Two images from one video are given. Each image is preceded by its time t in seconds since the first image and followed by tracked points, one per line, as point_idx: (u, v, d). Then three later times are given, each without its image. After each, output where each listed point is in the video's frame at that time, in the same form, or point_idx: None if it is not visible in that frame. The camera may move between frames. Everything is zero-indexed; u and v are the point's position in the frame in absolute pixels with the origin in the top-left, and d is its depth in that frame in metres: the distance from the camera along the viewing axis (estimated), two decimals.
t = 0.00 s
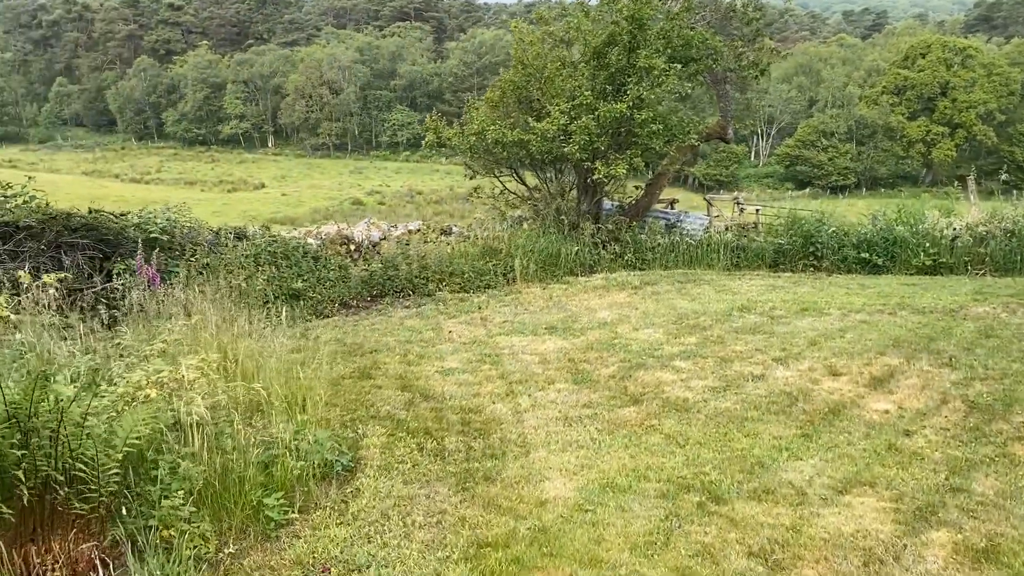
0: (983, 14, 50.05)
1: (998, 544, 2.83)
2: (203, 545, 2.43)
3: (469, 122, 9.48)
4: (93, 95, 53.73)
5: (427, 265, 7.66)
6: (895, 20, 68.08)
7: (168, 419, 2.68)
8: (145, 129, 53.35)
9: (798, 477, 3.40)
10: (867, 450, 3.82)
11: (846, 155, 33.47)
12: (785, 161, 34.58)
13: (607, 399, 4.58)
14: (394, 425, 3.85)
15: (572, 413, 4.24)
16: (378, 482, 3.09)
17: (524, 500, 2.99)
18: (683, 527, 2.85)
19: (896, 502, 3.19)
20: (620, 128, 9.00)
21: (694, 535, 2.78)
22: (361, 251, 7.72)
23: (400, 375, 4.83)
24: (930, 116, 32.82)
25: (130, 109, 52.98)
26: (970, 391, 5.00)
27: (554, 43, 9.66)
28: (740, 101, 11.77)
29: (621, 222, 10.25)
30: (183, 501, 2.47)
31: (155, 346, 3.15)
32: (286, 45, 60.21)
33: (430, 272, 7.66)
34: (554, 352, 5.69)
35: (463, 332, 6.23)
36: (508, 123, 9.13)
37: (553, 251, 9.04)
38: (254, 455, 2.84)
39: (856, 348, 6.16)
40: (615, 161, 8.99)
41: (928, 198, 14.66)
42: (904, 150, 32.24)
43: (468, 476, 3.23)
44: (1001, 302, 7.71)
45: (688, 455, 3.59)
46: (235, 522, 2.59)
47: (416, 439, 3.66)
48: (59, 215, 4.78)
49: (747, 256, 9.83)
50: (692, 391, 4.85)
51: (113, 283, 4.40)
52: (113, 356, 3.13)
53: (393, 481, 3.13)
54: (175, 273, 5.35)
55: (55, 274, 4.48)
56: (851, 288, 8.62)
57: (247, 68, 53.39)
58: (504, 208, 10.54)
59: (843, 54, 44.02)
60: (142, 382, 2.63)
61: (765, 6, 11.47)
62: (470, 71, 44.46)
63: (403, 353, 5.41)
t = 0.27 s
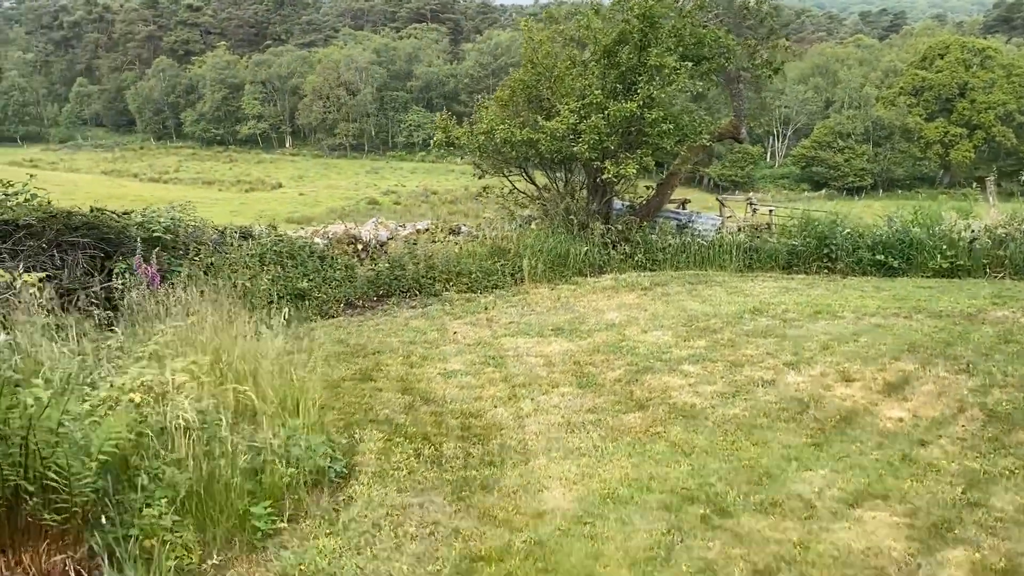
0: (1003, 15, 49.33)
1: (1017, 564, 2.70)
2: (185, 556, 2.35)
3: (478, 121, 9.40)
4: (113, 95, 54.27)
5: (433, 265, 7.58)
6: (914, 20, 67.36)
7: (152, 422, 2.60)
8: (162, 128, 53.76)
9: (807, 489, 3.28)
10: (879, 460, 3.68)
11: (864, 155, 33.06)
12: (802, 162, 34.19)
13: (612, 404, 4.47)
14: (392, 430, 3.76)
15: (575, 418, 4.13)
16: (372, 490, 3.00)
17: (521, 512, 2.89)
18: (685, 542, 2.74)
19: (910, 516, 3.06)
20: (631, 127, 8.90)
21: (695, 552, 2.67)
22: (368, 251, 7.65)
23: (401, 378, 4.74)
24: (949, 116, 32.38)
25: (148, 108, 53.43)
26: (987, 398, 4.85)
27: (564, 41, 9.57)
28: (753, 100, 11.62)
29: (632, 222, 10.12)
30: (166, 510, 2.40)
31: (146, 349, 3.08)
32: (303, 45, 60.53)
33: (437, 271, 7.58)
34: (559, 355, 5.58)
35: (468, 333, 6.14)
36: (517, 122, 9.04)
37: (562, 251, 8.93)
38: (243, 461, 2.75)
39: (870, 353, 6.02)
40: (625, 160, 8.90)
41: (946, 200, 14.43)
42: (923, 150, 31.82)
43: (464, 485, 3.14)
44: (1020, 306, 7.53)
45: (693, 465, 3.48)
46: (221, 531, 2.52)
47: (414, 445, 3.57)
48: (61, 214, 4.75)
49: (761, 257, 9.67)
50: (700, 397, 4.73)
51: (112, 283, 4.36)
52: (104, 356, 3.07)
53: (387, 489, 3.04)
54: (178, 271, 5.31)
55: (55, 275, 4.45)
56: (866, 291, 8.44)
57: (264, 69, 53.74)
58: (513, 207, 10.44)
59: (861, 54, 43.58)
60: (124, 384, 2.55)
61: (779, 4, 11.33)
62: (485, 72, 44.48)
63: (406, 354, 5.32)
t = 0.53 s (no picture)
0: None
1: None
2: None
3: (488, 122, 9.27)
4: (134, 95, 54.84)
5: (440, 269, 7.47)
6: (938, 20, 66.40)
7: (129, 436, 2.51)
8: (181, 128, 54.20)
9: (819, 513, 3.11)
10: (895, 482, 3.49)
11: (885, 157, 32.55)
12: (821, 163, 33.71)
13: (617, 418, 4.32)
14: (387, 443, 3.64)
15: (578, 432, 3.98)
16: (361, 509, 2.88)
17: (514, 537, 2.75)
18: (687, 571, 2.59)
19: (929, 547, 2.88)
20: (643, 128, 8.77)
21: None
22: (374, 254, 7.56)
23: (401, 387, 4.62)
24: (972, 118, 31.80)
25: (168, 108, 53.91)
26: (1011, 414, 4.64)
27: (576, 40, 9.42)
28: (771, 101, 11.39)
29: (645, 225, 9.95)
30: (139, 531, 2.29)
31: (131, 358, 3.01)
32: (321, 45, 60.76)
33: (444, 276, 7.47)
34: (565, 364, 5.44)
35: (473, 340, 6.01)
36: (528, 123, 8.90)
37: (572, 255, 8.78)
38: (226, 477, 2.65)
39: (889, 364, 5.81)
40: (637, 162, 8.76)
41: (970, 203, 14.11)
42: (945, 152, 31.25)
43: (458, 504, 3.00)
44: None
45: (700, 485, 3.32)
46: (199, 554, 2.41)
47: (408, 459, 3.44)
48: (58, 216, 4.69)
49: (777, 262, 9.46)
50: (709, 410, 4.56)
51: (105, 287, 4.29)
52: (87, 366, 3.00)
53: (377, 508, 2.91)
54: (177, 274, 5.27)
55: (49, 278, 4.39)
56: (885, 298, 8.20)
57: (282, 68, 54.01)
58: (523, 210, 10.31)
59: (882, 54, 42.94)
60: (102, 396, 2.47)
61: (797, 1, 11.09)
62: (502, 72, 44.38)
63: (407, 362, 5.20)
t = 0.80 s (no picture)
0: None
1: None
2: None
3: (496, 123, 9.17)
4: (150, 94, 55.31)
5: (446, 273, 7.42)
6: (957, 21, 65.66)
7: (111, 450, 2.43)
8: (196, 127, 54.56)
9: (827, 536, 2.98)
10: (909, 503, 3.35)
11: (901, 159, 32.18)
12: (837, 165, 33.35)
13: (621, 430, 4.20)
14: (383, 455, 3.55)
15: (580, 446, 3.87)
16: (349, 526, 2.78)
17: (508, 559, 2.64)
18: None
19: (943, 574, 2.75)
20: (653, 130, 8.65)
21: None
22: (379, 257, 7.50)
23: (401, 395, 4.53)
24: (992, 120, 31.35)
25: (183, 107, 54.29)
26: None
27: (586, 40, 9.32)
28: (785, 102, 11.22)
29: (655, 229, 9.82)
30: (116, 548, 2.21)
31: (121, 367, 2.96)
32: (335, 45, 60.95)
33: (449, 279, 7.41)
34: (570, 372, 5.33)
35: (477, 347, 5.92)
36: (536, 125, 8.81)
37: (580, 259, 8.68)
38: (210, 493, 2.56)
39: (905, 375, 5.66)
40: (647, 165, 8.64)
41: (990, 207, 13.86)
42: (963, 154, 30.85)
43: (453, 523, 2.90)
44: None
45: (704, 505, 3.19)
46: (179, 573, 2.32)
47: (402, 473, 3.34)
48: (56, 219, 4.68)
49: (789, 267, 9.30)
50: (716, 423, 4.44)
51: (101, 291, 4.24)
52: (76, 373, 2.95)
53: (368, 525, 2.81)
54: (177, 278, 5.26)
55: (46, 281, 4.37)
56: (900, 305, 8.03)
57: (296, 68, 54.22)
58: (532, 213, 10.22)
59: (900, 55, 42.46)
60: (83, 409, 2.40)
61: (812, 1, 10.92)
62: (515, 72, 44.32)
63: (409, 369, 5.12)
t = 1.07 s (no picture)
0: None
1: None
2: None
3: (506, 124, 9.08)
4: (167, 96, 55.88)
5: (453, 275, 7.35)
6: (976, 22, 64.94)
7: (91, 459, 2.35)
8: (212, 128, 54.99)
9: (840, 554, 2.84)
10: (928, 519, 3.20)
11: (918, 161, 31.79)
12: (854, 167, 32.98)
13: (628, 438, 4.08)
14: (380, 462, 3.46)
15: (584, 455, 3.75)
16: (341, 539, 2.68)
17: None
18: None
19: None
20: (665, 130, 8.52)
21: None
22: (386, 259, 7.44)
23: (403, 400, 4.44)
24: (1012, 122, 30.89)
25: (200, 109, 54.76)
26: None
27: (597, 39, 9.21)
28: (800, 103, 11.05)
29: (667, 231, 9.69)
30: (93, 563, 2.13)
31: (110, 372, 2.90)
32: (350, 46, 61.21)
33: (456, 281, 7.35)
34: (577, 378, 5.22)
35: (483, 351, 5.82)
36: (546, 125, 8.71)
37: (590, 261, 8.56)
38: (196, 504, 2.48)
39: (923, 382, 5.49)
40: (659, 166, 8.51)
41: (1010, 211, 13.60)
42: (982, 157, 30.40)
43: (448, 537, 2.79)
44: None
45: (712, 519, 3.07)
46: None
47: (399, 483, 3.25)
48: (55, 218, 4.61)
49: (804, 271, 9.12)
50: (726, 431, 4.31)
51: (99, 292, 4.19)
52: (65, 377, 2.90)
53: (361, 538, 2.71)
54: (179, 279, 5.22)
55: (43, 282, 4.32)
56: (918, 310, 7.83)
57: (311, 69, 54.49)
58: (542, 214, 10.13)
59: (919, 56, 41.97)
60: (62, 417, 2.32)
61: None
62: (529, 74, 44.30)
63: (413, 373, 5.03)
